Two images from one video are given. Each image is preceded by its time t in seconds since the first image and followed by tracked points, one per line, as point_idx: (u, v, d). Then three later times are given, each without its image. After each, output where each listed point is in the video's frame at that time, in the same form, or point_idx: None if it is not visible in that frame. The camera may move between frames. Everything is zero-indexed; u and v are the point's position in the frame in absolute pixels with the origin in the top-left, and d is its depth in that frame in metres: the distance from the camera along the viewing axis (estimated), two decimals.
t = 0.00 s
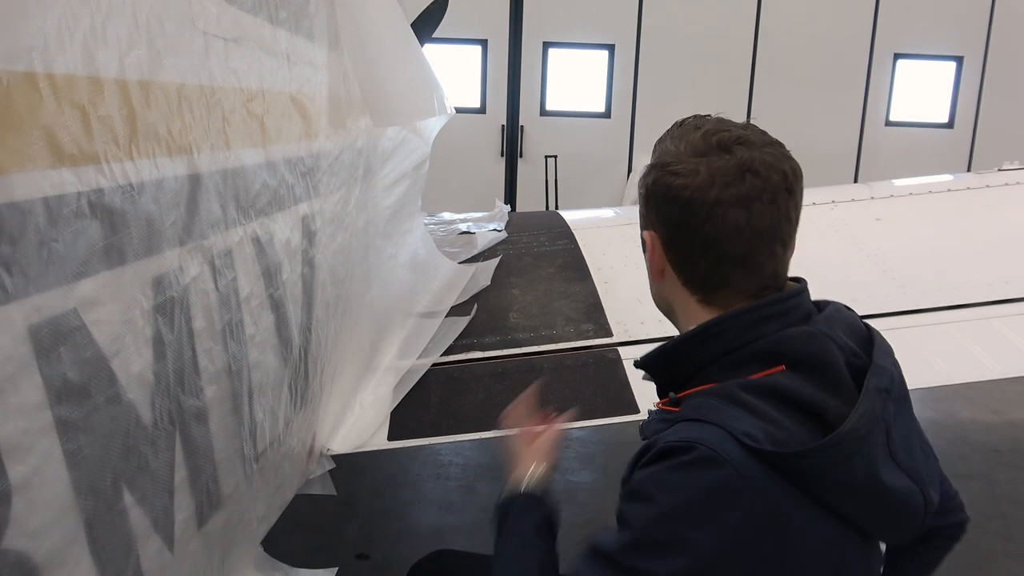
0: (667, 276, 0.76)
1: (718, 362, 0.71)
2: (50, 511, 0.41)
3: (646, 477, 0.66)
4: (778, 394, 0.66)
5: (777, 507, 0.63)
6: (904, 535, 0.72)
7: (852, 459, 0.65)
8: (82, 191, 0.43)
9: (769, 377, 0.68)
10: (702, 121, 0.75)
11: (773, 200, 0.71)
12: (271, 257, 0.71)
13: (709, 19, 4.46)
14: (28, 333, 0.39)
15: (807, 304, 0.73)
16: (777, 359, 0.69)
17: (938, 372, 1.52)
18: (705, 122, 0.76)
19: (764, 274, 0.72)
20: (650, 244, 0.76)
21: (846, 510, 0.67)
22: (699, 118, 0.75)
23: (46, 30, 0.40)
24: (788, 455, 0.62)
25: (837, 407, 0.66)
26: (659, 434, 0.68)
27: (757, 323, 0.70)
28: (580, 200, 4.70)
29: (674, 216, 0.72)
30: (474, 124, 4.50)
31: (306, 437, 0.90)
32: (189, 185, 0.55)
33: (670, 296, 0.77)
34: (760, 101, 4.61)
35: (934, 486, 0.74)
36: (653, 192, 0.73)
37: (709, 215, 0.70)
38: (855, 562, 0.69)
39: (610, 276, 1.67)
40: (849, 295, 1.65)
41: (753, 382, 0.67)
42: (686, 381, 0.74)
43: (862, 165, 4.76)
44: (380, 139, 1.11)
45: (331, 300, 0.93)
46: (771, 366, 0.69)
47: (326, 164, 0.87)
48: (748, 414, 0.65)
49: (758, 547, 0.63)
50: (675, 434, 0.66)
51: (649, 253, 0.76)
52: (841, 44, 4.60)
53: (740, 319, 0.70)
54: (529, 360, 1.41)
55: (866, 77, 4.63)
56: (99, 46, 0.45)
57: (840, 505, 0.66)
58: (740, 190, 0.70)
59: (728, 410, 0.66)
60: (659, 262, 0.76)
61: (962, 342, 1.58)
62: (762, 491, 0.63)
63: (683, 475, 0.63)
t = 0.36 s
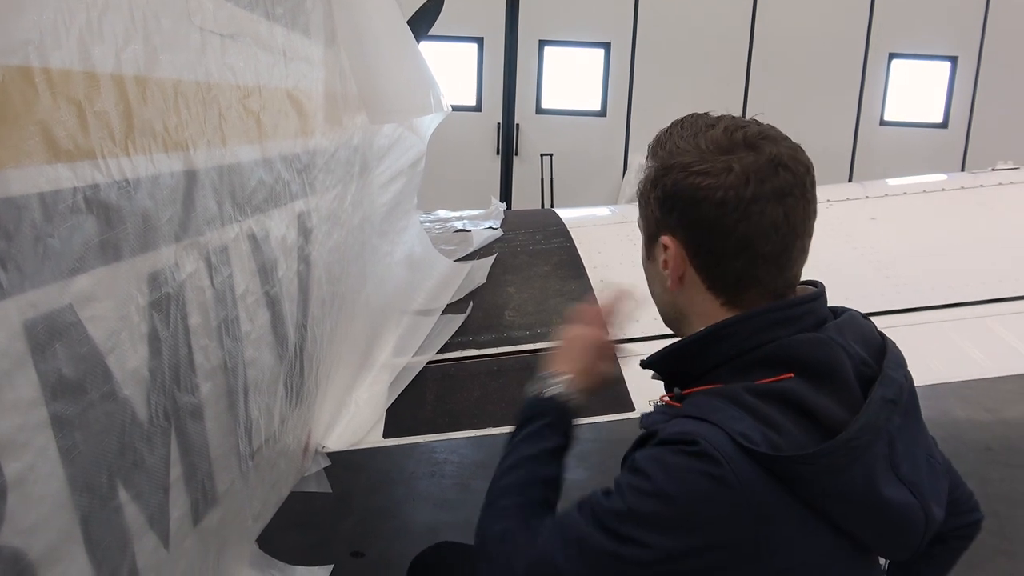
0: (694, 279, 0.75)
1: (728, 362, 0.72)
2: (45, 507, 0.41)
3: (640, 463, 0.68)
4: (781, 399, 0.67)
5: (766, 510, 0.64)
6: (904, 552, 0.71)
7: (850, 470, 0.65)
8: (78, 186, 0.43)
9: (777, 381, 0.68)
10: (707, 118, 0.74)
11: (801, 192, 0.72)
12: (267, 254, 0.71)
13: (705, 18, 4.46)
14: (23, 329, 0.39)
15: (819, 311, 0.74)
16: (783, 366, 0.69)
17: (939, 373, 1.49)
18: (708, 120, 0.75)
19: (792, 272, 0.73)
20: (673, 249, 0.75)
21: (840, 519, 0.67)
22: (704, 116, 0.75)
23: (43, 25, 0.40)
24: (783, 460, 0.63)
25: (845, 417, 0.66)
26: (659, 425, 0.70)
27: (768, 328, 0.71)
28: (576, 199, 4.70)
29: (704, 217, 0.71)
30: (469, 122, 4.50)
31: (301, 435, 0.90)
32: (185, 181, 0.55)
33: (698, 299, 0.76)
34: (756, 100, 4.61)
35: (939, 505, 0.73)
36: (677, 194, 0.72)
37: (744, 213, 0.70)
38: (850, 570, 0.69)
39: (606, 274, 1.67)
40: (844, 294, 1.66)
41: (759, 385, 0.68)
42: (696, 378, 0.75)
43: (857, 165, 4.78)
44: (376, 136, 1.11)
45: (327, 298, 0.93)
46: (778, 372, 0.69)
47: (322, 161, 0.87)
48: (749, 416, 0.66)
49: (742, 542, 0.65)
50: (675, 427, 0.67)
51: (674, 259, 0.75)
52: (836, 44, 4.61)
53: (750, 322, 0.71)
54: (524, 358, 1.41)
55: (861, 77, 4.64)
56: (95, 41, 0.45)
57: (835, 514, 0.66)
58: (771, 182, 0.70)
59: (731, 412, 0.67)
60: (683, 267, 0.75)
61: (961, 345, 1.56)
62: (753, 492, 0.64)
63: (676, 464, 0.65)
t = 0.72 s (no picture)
0: (725, 277, 0.73)
1: (735, 359, 0.72)
2: (38, 506, 0.41)
3: (685, 484, 0.63)
4: (803, 393, 0.67)
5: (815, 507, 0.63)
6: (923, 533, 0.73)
7: (881, 455, 0.65)
8: (73, 185, 0.43)
9: (791, 373, 0.69)
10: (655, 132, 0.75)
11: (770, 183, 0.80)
12: (263, 253, 0.71)
13: (701, 17, 4.47)
14: (17, 328, 0.38)
15: (820, 306, 0.75)
16: (797, 358, 0.70)
17: (931, 370, 1.52)
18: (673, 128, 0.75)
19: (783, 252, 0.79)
20: (703, 251, 0.71)
21: (876, 508, 0.67)
22: (651, 130, 0.76)
23: (36, 23, 0.40)
24: (823, 450, 0.62)
25: (857, 405, 0.68)
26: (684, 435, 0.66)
27: (776, 322, 0.71)
28: (571, 197, 4.71)
29: (730, 209, 0.71)
30: (465, 120, 4.50)
31: (297, 434, 0.90)
32: (180, 180, 0.55)
33: (728, 300, 0.74)
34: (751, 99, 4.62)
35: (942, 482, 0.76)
36: (699, 194, 0.70)
37: (760, 198, 0.72)
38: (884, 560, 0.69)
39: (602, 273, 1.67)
40: (840, 291, 1.66)
41: (781, 379, 0.68)
42: (699, 377, 0.74)
43: (852, 163, 4.79)
44: (372, 134, 1.11)
45: (323, 296, 0.93)
46: (792, 364, 0.70)
47: (318, 159, 0.87)
48: (780, 411, 0.66)
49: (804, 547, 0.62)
50: (707, 434, 0.63)
51: (734, 255, 0.72)
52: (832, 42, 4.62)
53: (761, 316, 0.71)
54: (520, 357, 1.41)
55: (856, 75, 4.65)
56: (90, 39, 0.44)
57: (873, 504, 0.66)
58: (767, 168, 0.73)
59: (757, 408, 0.65)
60: (740, 260, 0.72)
61: (954, 344, 1.58)
62: (804, 490, 0.62)
63: (728, 475, 0.61)
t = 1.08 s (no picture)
0: (704, 280, 0.74)
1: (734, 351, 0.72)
2: (41, 497, 0.41)
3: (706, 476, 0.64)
4: (805, 377, 0.68)
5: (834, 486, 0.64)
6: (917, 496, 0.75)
7: (887, 430, 0.66)
8: (74, 176, 0.43)
9: (788, 361, 0.69)
10: (629, 141, 0.77)
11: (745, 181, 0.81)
12: (264, 246, 0.71)
13: (698, 13, 4.47)
14: (20, 318, 0.39)
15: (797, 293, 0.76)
16: (790, 345, 0.70)
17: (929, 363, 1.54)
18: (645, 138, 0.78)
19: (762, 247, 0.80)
20: (680, 256, 0.74)
21: (884, 480, 0.68)
22: (624, 139, 0.77)
23: (37, 15, 0.40)
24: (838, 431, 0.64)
25: (855, 383, 0.69)
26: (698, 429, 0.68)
27: (767, 312, 0.71)
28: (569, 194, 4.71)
29: (704, 215, 0.73)
30: (462, 117, 4.50)
31: (297, 428, 0.90)
32: (181, 173, 0.55)
33: (708, 301, 0.75)
34: (749, 95, 4.62)
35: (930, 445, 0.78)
36: (673, 203, 0.72)
37: (733, 201, 0.73)
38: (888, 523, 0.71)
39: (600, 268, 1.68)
40: (838, 285, 1.67)
41: (781, 368, 0.69)
42: (699, 372, 0.74)
43: (849, 159, 4.80)
44: (371, 130, 1.11)
45: (323, 291, 0.93)
46: (785, 352, 0.70)
47: (318, 154, 0.87)
48: (785, 397, 0.67)
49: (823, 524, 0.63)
50: (721, 426, 0.65)
51: (712, 258, 0.73)
52: (829, 38, 4.62)
53: (755, 308, 0.71)
54: (519, 352, 1.42)
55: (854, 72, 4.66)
56: (91, 31, 0.45)
57: (881, 474, 0.68)
58: (738, 170, 0.75)
59: (766, 398, 0.66)
60: (719, 263, 0.74)
61: (953, 336, 1.59)
62: (818, 469, 0.63)
63: (748, 465, 0.63)
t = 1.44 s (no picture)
0: (701, 261, 0.75)
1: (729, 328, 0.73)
2: (57, 483, 0.41)
3: (703, 445, 0.65)
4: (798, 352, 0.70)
5: (830, 456, 0.64)
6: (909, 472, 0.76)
7: (881, 401, 0.67)
8: (88, 163, 0.43)
9: (782, 336, 0.70)
10: (625, 123, 0.76)
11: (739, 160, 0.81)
12: (274, 235, 0.71)
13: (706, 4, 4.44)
14: (36, 304, 0.39)
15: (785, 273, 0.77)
16: (782, 321, 0.72)
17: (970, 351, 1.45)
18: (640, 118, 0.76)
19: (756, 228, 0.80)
20: (677, 238, 0.73)
21: (879, 453, 0.69)
22: (620, 122, 0.76)
23: (52, 3, 0.40)
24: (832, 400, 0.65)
25: (848, 356, 0.70)
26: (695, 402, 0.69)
27: (759, 289, 0.73)
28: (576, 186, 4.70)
29: (702, 197, 0.72)
30: (468, 109, 4.49)
31: (307, 417, 0.91)
32: (193, 160, 0.55)
33: (704, 283, 0.76)
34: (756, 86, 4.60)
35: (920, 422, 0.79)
36: (671, 185, 0.71)
37: (731, 182, 0.73)
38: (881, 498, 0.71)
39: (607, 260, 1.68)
40: (846, 276, 1.66)
41: (775, 342, 0.70)
42: (695, 352, 0.75)
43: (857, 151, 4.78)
44: (379, 119, 1.11)
45: (332, 280, 0.93)
46: (779, 328, 0.72)
47: (327, 143, 0.87)
48: (780, 370, 0.68)
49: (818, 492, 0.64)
50: (717, 397, 0.66)
51: (709, 240, 0.73)
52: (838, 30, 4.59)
53: (748, 286, 0.72)
54: (527, 342, 1.41)
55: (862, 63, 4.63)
56: (104, 17, 0.45)
57: (877, 446, 0.68)
58: (734, 150, 0.74)
59: (762, 370, 0.68)
60: (715, 244, 0.74)
61: (958, 323, 1.52)
62: (813, 438, 0.64)
63: (746, 434, 0.63)
